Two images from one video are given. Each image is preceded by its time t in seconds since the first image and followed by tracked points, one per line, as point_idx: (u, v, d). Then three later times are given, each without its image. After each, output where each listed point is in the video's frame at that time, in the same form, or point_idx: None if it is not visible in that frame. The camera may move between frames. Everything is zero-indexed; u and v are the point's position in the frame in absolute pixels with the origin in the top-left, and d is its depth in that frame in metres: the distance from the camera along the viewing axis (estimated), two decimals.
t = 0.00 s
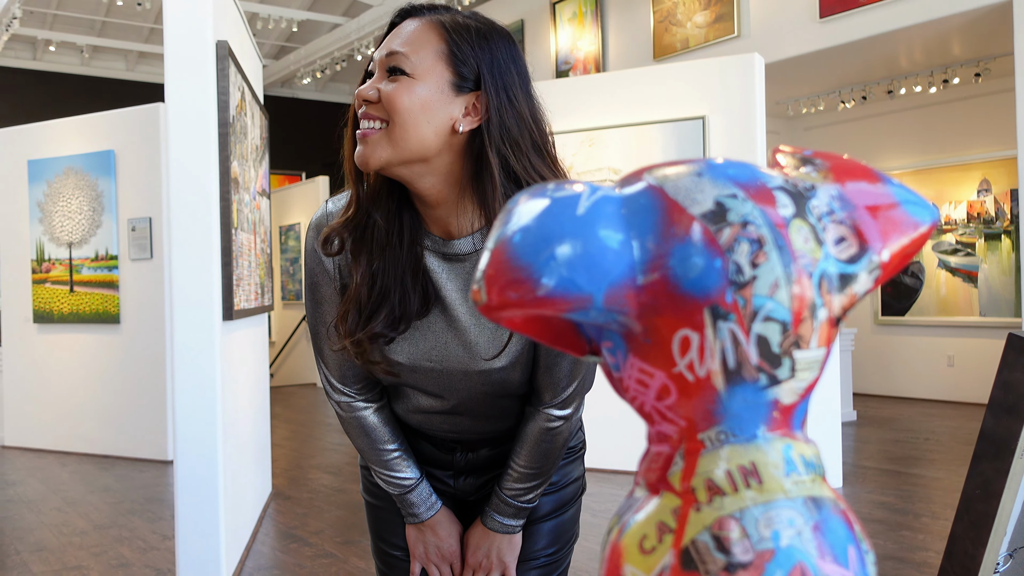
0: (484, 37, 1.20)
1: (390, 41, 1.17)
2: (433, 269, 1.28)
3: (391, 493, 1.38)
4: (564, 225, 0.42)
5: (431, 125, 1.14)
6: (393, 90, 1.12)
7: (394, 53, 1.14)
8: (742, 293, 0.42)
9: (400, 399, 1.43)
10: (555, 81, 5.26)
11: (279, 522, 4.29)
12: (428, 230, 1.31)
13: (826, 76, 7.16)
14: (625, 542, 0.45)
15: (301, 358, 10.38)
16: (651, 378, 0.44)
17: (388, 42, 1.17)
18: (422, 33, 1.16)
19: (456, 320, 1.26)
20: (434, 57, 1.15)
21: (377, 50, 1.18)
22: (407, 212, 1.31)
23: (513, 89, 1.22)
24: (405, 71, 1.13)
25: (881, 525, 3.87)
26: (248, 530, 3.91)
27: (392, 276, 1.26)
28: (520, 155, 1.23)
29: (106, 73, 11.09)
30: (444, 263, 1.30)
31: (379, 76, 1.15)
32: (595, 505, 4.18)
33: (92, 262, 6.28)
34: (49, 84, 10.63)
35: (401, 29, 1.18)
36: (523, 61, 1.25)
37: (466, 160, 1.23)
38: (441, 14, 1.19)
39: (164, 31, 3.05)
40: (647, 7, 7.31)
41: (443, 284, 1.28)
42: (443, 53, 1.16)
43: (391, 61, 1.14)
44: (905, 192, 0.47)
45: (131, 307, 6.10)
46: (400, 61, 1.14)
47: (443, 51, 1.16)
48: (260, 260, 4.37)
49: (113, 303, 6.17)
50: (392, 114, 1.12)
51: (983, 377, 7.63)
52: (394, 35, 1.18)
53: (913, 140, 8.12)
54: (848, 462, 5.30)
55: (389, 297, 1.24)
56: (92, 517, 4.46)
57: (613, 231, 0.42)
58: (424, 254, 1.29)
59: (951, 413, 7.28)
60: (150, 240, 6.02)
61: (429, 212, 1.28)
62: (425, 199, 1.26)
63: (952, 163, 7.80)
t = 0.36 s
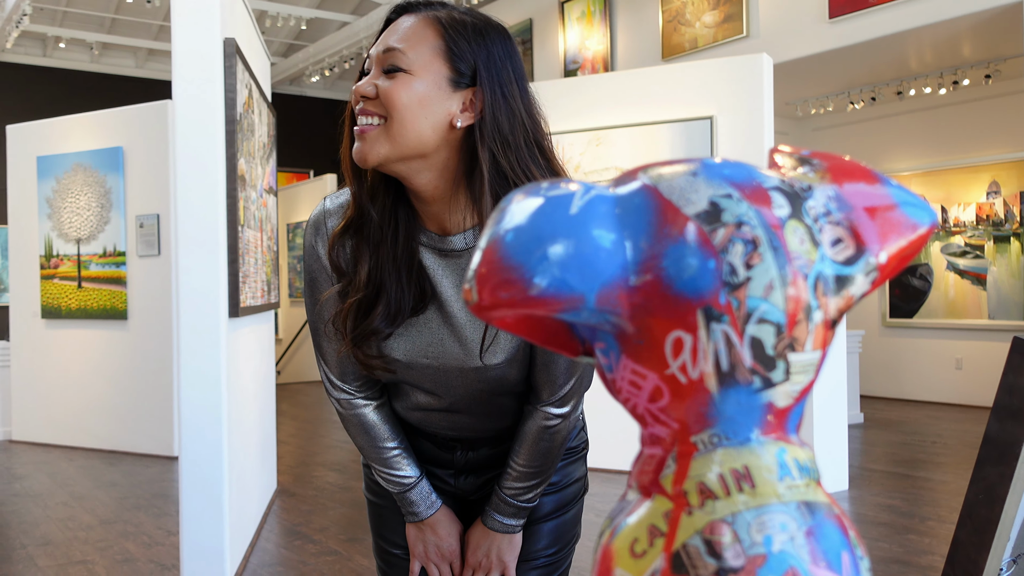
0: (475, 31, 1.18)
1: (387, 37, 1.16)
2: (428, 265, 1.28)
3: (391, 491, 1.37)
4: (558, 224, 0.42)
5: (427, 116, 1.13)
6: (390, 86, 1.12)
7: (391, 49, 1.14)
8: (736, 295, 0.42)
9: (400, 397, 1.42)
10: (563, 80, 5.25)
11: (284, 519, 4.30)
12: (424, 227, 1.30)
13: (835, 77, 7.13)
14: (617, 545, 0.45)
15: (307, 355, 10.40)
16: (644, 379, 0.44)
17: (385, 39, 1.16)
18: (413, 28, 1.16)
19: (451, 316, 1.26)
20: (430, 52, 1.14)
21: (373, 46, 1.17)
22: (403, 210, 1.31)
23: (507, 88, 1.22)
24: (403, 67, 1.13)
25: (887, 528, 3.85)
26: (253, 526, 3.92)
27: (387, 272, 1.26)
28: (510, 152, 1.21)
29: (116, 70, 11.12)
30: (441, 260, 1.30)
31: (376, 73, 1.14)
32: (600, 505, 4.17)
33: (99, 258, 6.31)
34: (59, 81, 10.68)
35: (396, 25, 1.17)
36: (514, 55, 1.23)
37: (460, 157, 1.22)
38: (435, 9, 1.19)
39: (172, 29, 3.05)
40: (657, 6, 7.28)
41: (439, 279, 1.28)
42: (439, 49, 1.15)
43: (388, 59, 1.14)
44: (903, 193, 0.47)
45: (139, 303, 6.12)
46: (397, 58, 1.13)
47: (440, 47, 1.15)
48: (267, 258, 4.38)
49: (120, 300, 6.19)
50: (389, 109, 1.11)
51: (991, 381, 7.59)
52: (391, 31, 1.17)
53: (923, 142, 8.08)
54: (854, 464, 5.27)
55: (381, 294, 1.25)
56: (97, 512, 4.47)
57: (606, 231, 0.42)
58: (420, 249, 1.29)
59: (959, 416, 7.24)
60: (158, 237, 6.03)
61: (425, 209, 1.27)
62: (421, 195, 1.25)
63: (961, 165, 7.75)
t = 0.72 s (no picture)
0: (494, 36, 1.17)
1: (433, 44, 1.07)
2: (430, 261, 1.28)
3: (392, 487, 1.37)
4: (549, 218, 0.41)
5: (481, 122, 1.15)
6: (463, 104, 1.09)
7: (448, 62, 1.08)
8: (729, 290, 0.41)
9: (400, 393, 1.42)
10: (570, 77, 5.24)
11: (290, 515, 4.31)
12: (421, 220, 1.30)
13: (845, 75, 7.09)
14: (607, 545, 0.45)
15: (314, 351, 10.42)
16: (635, 376, 0.43)
17: (431, 45, 1.07)
18: (455, 34, 1.09)
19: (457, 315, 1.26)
20: (477, 62, 1.11)
21: (411, 50, 1.07)
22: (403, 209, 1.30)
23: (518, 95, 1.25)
24: (466, 83, 1.09)
25: (894, 528, 3.83)
26: (258, 522, 3.93)
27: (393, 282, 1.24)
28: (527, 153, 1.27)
29: (125, 66, 11.13)
30: (440, 254, 1.30)
31: (435, 86, 1.07)
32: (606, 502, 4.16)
33: (107, 253, 6.33)
34: (68, 76, 10.72)
35: (432, 28, 1.09)
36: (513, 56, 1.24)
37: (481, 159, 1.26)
38: (457, 9, 1.13)
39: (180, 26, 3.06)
40: (666, 3, 7.25)
41: (440, 274, 1.28)
42: (484, 58, 1.14)
43: (446, 72, 1.08)
44: (903, 190, 0.47)
45: (146, 298, 6.13)
46: (458, 73, 1.08)
47: (483, 53, 1.13)
48: (274, 253, 4.39)
49: (128, 295, 6.21)
50: (462, 126, 1.10)
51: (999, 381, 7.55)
52: (430, 35, 1.08)
53: (932, 141, 8.03)
54: (861, 464, 5.25)
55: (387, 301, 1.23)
56: (104, 507, 4.49)
57: (598, 225, 0.42)
58: (419, 246, 1.28)
59: (967, 416, 7.20)
60: (166, 232, 6.05)
61: (429, 206, 1.28)
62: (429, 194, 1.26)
63: (972, 165, 7.70)
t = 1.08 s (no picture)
0: (515, 37, 1.15)
1: (466, 52, 1.06)
2: (444, 257, 1.27)
3: (399, 481, 1.37)
4: (565, 217, 0.41)
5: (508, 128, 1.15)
6: (494, 113, 1.08)
7: (480, 70, 1.06)
8: (744, 293, 0.41)
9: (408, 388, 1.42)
10: (583, 74, 5.22)
11: (298, 507, 4.33)
12: (435, 216, 1.28)
13: (859, 76, 7.04)
14: (618, 548, 0.45)
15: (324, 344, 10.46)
16: (647, 377, 0.43)
17: (464, 54, 1.06)
18: (484, 39, 1.07)
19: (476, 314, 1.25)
20: (505, 68, 1.10)
21: (444, 59, 1.06)
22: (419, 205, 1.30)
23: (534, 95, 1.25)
24: (497, 91, 1.07)
25: (902, 531, 3.81)
26: (266, 513, 3.94)
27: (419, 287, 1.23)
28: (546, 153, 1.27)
29: (139, 56, 11.18)
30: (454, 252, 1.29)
31: (466, 95, 1.06)
32: (612, 500, 4.15)
33: (120, 243, 6.38)
34: (83, 67, 10.79)
35: (462, 33, 1.07)
36: (529, 54, 1.23)
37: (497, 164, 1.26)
38: (483, 11, 1.10)
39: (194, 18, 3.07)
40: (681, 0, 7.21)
41: (455, 271, 1.27)
42: (510, 62, 1.12)
43: (478, 80, 1.06)
44: (923, 194, 0.46)
45: (158, 288, 6.17)
46: (489, 81, 1.06)
47: (509, 57, 1.12)
48: (285, 246, 4.40)
49: (139, 285, 6.25)
50: (492, 134, 1.10)
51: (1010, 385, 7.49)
52: (461, 42, 1.06)
53: (947, 142, 7.96)
54: (870, 465, 5.22)
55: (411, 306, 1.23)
56: (113, 496, 4.53)
57: (612, 225, 0.42)
58: (434, 243, 1.27)
59: (978, 419, 7.15)
60: (177, 223, 6.08)
61: (445, 203, 1.27)
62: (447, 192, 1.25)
63: (986, 167, 7.64)
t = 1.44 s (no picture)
0: (533, 36, 1.16)
1: (485, 53, 1.07)
2: (458, 255, 1.27)
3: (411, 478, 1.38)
4: (576, 221, 0.41)
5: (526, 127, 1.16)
6: (513, 112, 1.09)
7: (500, 70, 1.07)
8: (755, 297, 0.41)
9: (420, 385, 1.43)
10: (593, 69, 5.21)
11: (307, 502, 4.36)
12: (450, 215, 1.29)
13: (870, 71, 7.00)
14: (629, 547, 0.45)
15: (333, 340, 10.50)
16: (658, 380, 0.44)
17: (484, 54, 1.07)
18: (504, 40, 1.08)
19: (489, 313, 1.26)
20: (524, 68, 1.10)
21: (464, 58, 1.07)
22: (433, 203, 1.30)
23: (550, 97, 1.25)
24: (515, 91, 1.08)
25: (911, 528, 3.79)
26: (276, 508, 3.97)
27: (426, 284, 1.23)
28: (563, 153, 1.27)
29: (149, 51, 11.20)
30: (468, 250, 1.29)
31: (486, 94, 1.07)
32: (622, 496, 4.15)
33: (131, 238, 6.43)
34: (94, 63, 10.85)
35: (481, 34, 1.08)
36: (546, 55, 1.23)
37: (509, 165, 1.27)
38: (501, 11, 1.11)
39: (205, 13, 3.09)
40: None
41: (469, 270, 1.27)
42: (529, 62, 1.12)
43: (498, 80, 1.07)
44: (933, 198, 0.46)
45: (169, 284, 6.21)
46: (509, 81, 1.07)
47: (528, 58, 1.12)
48: (295, 242, 4.41)
49: (150, 280, 6.29)
50: (511, 133, 1.11)
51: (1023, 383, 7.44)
52: (480, 43, 1.07)
53: (960, 138, 7.90)
54: (880, 463, 5.20)
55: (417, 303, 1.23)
56: (125, 490, 4.57)
57: (624, 229, 0.42)
58: (449, 241, 1.27)
59: (989, 417, 7.11)
60: (189, 218, 6.12)
61: (460, 201, 1.27)
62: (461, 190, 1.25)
63: (999, 163, 7.58)
